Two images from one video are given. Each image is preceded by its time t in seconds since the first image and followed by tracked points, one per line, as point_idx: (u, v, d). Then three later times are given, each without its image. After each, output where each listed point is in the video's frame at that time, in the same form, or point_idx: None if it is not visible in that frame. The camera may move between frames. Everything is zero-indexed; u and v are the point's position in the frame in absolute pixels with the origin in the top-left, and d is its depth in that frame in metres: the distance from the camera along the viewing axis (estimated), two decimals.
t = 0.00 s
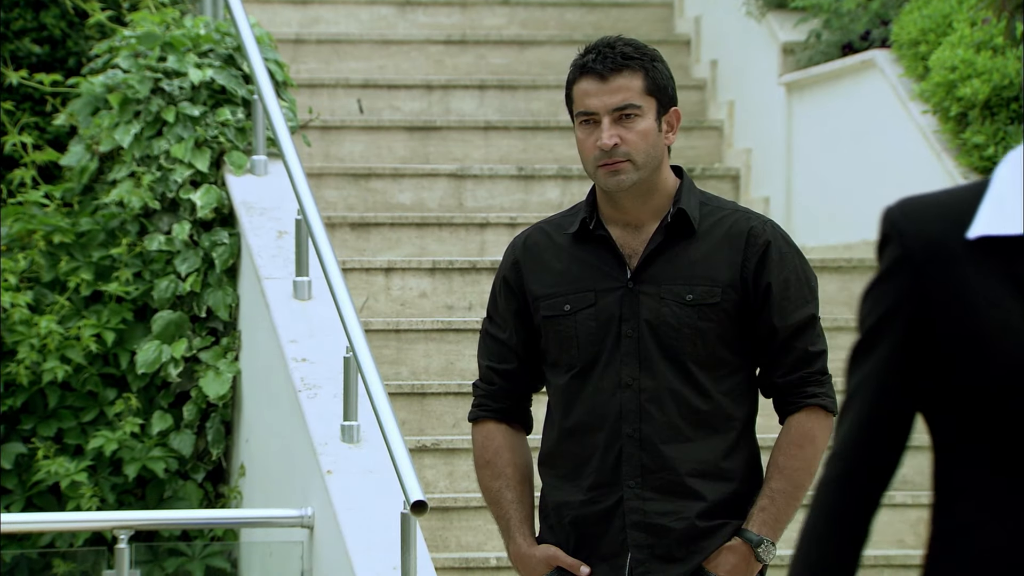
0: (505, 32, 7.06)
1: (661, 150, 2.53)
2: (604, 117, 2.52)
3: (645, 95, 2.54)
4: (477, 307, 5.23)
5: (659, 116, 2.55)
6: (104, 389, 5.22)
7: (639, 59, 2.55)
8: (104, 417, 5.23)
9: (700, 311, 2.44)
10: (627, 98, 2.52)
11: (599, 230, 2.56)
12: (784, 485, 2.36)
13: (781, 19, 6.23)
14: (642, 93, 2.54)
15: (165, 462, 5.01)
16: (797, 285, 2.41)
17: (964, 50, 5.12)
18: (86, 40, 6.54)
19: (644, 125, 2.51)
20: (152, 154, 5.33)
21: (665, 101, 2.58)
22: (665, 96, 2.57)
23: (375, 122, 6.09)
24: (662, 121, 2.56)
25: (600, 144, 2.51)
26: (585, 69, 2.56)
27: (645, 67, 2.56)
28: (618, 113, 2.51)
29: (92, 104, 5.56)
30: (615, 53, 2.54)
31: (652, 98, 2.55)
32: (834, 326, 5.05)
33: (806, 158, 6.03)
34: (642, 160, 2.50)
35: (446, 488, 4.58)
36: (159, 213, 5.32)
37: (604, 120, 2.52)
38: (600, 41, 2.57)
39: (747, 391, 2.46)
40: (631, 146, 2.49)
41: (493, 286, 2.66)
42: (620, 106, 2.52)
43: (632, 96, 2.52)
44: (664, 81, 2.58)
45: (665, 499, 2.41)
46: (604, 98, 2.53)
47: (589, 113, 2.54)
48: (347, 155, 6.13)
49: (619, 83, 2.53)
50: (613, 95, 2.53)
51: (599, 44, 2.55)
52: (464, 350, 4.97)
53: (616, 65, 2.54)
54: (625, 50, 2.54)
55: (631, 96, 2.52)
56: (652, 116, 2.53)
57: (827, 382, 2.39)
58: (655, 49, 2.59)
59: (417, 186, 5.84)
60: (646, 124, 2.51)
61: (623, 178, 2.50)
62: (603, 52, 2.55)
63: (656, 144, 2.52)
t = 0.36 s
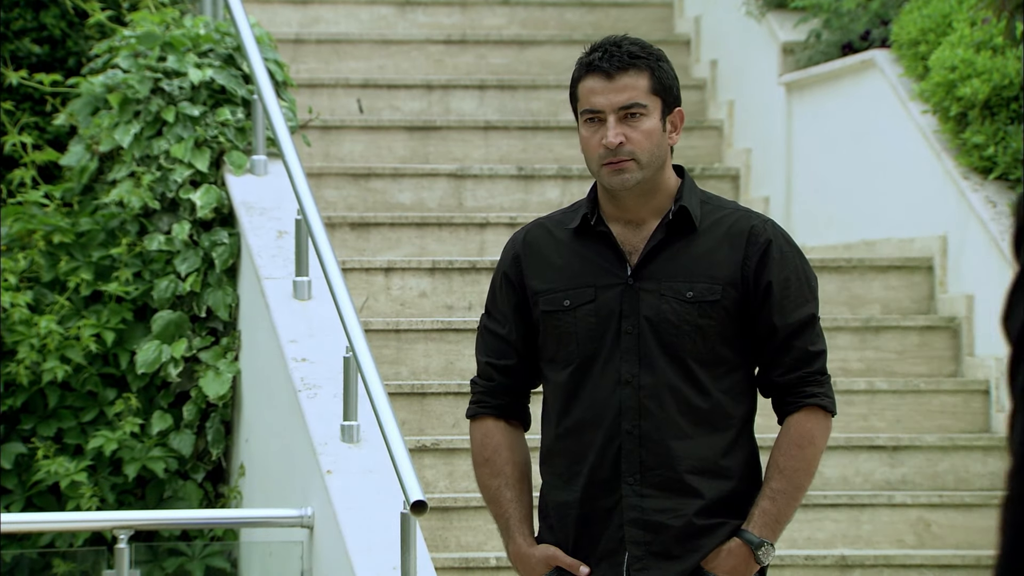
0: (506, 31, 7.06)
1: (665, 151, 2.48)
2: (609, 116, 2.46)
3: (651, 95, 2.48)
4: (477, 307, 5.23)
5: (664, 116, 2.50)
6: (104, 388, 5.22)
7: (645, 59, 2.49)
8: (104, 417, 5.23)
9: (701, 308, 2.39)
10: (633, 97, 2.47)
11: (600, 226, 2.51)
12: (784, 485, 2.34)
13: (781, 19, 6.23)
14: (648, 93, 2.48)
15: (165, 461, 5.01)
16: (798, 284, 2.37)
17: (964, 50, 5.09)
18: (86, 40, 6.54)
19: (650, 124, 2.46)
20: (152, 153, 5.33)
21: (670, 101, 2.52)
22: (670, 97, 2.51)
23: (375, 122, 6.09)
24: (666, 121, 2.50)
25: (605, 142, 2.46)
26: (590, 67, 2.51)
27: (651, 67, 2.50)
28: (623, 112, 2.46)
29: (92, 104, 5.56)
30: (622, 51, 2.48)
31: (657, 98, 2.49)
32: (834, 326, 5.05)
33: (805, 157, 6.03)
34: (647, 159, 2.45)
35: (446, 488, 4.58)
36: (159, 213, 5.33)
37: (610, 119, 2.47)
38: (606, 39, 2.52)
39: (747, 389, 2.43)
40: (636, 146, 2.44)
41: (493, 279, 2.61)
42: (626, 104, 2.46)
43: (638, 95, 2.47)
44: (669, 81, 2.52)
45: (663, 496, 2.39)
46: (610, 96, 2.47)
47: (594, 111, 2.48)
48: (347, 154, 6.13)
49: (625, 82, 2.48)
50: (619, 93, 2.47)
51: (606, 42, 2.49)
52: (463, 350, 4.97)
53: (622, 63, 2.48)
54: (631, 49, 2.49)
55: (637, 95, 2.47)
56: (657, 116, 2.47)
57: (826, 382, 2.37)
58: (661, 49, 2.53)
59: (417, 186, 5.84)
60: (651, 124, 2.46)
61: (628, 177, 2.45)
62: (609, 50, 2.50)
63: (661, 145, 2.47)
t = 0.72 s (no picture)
0: (506, 31, 7.06)
1: (670, 152, 2.43)
2: (616, 115, 2.40)
3: (658, 95, 2.42)
4: (477, 307, 5.23)
5: (670, 117, 2.44)
6: (104, 389, 5.23)
7: (653, 59, 2.44)
8: (104, 417, 5.24)
9: (701, 305, 2.36)
10: (640, 97, 2.41)
11: (602, 223, 2.47)
12: (784, 485, 2.30)
13: (781, 19, 6.22)
14: (656, 93, 2.42)
15: (165, 462, 5.01)
16: (798, 283, 2.35)
17: (964, 50, 5.09)
18: (86, 40, 6.54)
19: (657, 125, 2.40)
20: (152, 154, 5.33)
21: (676, 103, 2.46)
22: (676, 98, 2.46)
23: (376, 122, 6.09)
24: (672, 122, 2.45)
25: (611, 141, 2.40)
26: (597, 65, 2.44)
27: (659, 67, 2.44)
28: (630, 112, 2.40)
29: (92, 104, 5.57)
30: (630, 51, 2.43)
31: (664, 98, 2.43)
32: (834, 326, 5.05)
33: (806, 157, 6.03)
34: (653, 160, 2.40)
35: (446, 488, 4.58)
36: (159, 213, 5.33)
37: (617, 118, 2.40)
38: (614, 38, 2.46)
39: (746, 387, 2.40)
40: (642, 146, 2.39)
41: (492, 275, 2.57)
42: (634, 104, 2.40)
43: (646, 96, 2.41)
44: (676, 82, 2.46)
45: (661, 493, 2.35)
46: (618, 95, 2.41)
47: (600, 110, 2.42)
48: (347, 155, 6.13)
49: (633, 81, 2.42)
50: (626, 93, 2.41)
51: (614, 41, 2.43)
52: (464, 351, 4.98)
53: (631, 63, 2.42)
54: (639, 49, 2.43)
55: (645, 95, 2.41)
56: (664, 117, 2.42)
57: (826, 382, 2.34)
58: (667, 50, 2.47)
59: (417, 186, 5.84)
60: (658, 124, 2.40)
61: (633, 177, 2.40)
62: (617, 49, 2.44)
63: (666, 145, 2.42)
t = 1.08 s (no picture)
0: (506, 31, 7.06)
1: (670, 153, 2.43)
2: (618, 115, 2.40)
3: (660, 96, 2.42)
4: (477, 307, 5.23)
5: (671, 118, 2.44)
6: (104, 389, 5.23)
7: (655, 60, 2.44)
8: (104, 417, 5.24)
9: (701, 301, 2.36)
10: (642, 97, 2.41)
11: (600, 220, 2.48)
12: (783, 483, 2.30)
13: (781, 19, 6.22)
14: (658, 94, 2.42)
15: (165, 461, 5.01)
16: (797, 280, 2.35)
17: (964, 50, 5.09)
18: (86, 40, 6.54)
19: (658, 125, 2.40)
20: (152, 154, 5.33)
21: (678, 103, 2.46)
22: (678, 99, 2.46)
23: (376, 122, 6.09)
24: (673, 123, 2.45)
25: (612, 141, 2.40)
26: (599, 65, 2.44)
27: (661, 68, 2.44)
28: (632, 112, 2.40)
29: (92, 104, 5.57)
30: (633, 52, 2.42)
31: (666, 100, 2.43)
32: (834, 326, 5.05)
33: (806, 157, 6.03)
34: (653, 160, 2.40)
35: (446, 488, 4.58)
36: (159, 213, 5.34)
37: (619, 118, 2.40)
38: (616, 38, 2.45)
39: (745, 384, 2.40)
40: (643, 147, 2.39)
41: (490, 271, 2.57)
42: (635, 105, 2.40)
43: (648, 96, 2.41)
44: (678, 83, 2.46)
45: (660, 489, 2.35)
46: (619, 96, 2.41)
47: (602, 110, 2.42)
48: (347, 154, 6.13)
49: (635, 82, 2.42)
50: (628, 94, 2.41)
51: (617, 41, 2.43)
52: (463, 350, 4.98)
53: (633, 63, 2.42)
54: (642, 50, 2.43)
55: (647, 96, 2.41)
56: (665, 118, 2.42)
57: (824, 379, 2.34)
58: (670, 51, 2.47)
59: (417, 186, 5.84)
60: (659, 125, 2.40)
61: (634, 178, 2.40)
62: (619, 49, 2.44)
63: (667, 146, 2.42)
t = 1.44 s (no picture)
0: (506, 31, 7.06)
1: (669, 153, 2.43)
2: (618, 115, 2.40)
3: (660, 97, 2.42)
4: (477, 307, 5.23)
5: (670, 119, 2.44)
6: (104, 389, 5.23)
7: (655, 61, 2.44)
8: (104, 417, 5.23)
9: (698, 297, 2.36)
10: (642, 98, 2.40)
11: (597, 218, 2.48)
12: (780, 482, 2.29)
13: (780, 19, 6.22)
14: (658, 94, 2.42)
15: (165, 462, 5.01)
16: (794, 278, 2.35)
17: (964, 50, 5.09)
18: (86, 40, 6.54)
19: (658, 126, 2.40)
20: (152, 154, 5.33)
21: (677, 104, 2.46)
22: (677, 99, 2.46)
23: (376, 123, 6.09)
24: (672, 124, 2.45)
25: (612, 141, 2.40)
26: (600, 64, 2.44)
27: (661, 69, 2.44)
28: (632, 112, 2.40)
29: (92, 104, 5.57)
30: (633, 52, 2.42)
31: (666, 100, 2.43)
32: (834, 326, 5.05)
33: (806, 157, 6.03)
34: (653, 161, 2.40)
35: (446, 488, 4.58)
36: (159, 213, 5.33)
37: (619, 118, 2.40)
38: (617, 37, 2.45)
39: (741, 381, 2.40)
40: (642, 147, 2.39)
41: (486, 269, 2.57)
42: (636, 105, 2.40)
43: (648, 97, 2.41)
44: (677, 84, 2.46)
45: (658, 485, 2.34)
46: (620, 95, 2.41)
47: (602, 109, 2.42)
48: (347, 155, 6.13)
49: (636, 82, 2.42)
50: (628, 94, 2.41)
51: (618, 41, 2.43)
52: (463, 351, 4.98)
53: (634, 64, 2.42)
54: (642, 50, 2.43)
55: (647, 96, 2.41)
56: (665, 118, 2.42)
57: (820, 378, 2.34)
58: (670, 52, 2.47)
59: (417, 187, 5.84)
60: (659, 126, 2.40)
61: (633, 178, 2.40)
62: (620, 49, 2.44)
63: (666, 147, 2.42)
